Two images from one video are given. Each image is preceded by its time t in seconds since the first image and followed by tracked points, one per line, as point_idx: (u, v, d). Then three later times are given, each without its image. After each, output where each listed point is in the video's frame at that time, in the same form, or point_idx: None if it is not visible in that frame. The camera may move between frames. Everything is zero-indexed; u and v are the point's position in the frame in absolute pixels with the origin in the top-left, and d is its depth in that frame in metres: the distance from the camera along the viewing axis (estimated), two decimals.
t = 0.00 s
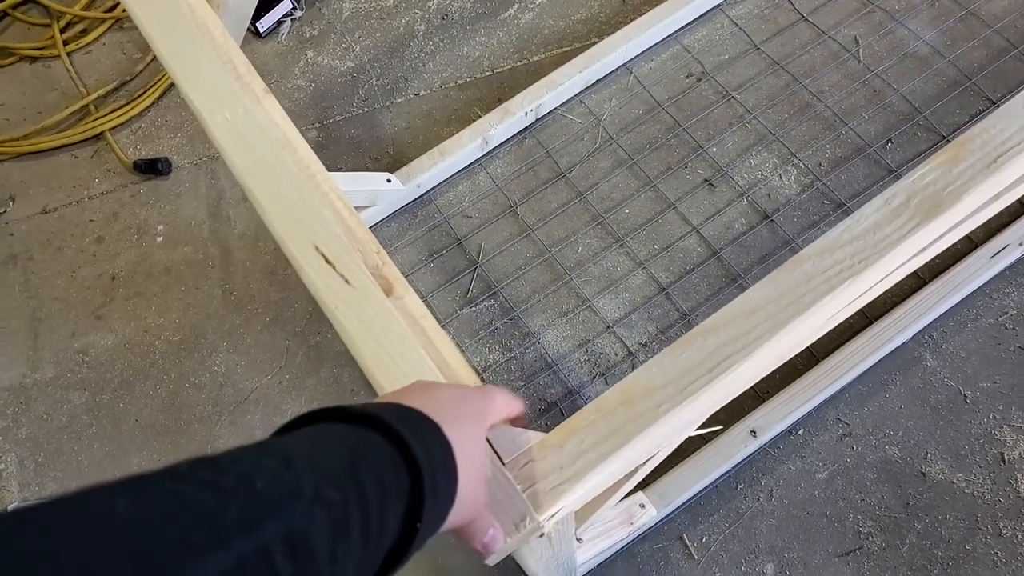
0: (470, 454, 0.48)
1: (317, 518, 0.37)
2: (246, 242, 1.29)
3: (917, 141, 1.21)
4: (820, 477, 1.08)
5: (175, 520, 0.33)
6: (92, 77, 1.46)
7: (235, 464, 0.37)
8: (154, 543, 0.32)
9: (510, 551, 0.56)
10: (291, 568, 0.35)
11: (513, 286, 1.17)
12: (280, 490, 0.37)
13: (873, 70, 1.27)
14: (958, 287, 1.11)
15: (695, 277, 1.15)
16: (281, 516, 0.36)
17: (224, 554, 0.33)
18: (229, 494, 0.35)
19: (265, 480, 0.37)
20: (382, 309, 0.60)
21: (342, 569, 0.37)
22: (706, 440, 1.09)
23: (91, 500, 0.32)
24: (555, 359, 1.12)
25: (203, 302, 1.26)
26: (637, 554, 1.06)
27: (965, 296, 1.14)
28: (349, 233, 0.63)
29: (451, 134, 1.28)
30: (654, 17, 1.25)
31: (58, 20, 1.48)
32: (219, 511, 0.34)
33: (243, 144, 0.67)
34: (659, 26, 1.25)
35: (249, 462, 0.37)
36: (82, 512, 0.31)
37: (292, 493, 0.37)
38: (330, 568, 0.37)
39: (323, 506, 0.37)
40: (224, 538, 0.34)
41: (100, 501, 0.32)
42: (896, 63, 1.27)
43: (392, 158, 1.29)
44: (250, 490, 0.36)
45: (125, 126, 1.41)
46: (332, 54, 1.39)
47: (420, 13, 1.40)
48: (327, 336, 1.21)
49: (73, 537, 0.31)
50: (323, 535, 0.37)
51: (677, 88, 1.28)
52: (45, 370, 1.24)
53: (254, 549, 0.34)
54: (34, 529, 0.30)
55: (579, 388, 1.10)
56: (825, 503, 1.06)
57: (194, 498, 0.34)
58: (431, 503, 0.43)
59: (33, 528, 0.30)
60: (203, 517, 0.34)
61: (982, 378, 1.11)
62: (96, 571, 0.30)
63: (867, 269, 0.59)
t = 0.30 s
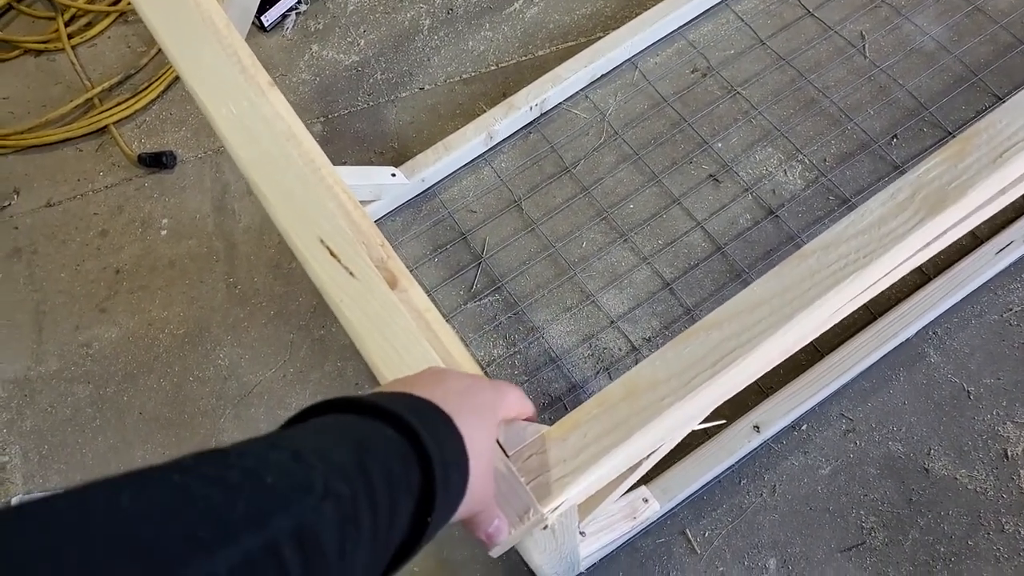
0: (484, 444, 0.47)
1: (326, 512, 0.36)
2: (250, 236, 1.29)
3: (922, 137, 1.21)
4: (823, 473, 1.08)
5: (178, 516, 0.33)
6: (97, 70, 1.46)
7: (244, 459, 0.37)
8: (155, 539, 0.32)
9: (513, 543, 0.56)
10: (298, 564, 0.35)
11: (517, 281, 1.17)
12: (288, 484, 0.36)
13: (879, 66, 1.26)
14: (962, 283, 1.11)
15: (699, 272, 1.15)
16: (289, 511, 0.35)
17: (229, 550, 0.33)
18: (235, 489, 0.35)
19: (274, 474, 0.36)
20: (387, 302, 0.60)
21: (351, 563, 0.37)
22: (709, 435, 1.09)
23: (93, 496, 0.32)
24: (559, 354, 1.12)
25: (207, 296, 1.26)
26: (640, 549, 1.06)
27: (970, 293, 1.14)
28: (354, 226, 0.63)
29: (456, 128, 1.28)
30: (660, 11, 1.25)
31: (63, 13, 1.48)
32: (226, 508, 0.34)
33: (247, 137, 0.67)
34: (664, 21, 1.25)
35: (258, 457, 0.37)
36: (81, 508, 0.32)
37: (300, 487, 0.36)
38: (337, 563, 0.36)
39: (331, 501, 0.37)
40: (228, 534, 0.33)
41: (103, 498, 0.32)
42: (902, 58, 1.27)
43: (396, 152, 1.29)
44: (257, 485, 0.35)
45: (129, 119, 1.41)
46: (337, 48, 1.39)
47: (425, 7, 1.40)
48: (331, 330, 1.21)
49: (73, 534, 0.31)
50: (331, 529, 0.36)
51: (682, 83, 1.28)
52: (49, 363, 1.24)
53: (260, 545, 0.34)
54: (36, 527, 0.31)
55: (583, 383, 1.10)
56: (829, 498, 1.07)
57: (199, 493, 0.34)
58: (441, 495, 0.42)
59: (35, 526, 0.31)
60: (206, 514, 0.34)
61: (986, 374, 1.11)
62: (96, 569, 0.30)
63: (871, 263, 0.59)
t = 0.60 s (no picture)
0: (482, 442, 0.47)
1: (324, 512, 0.36)
2: (249, 236, 1.29)
3: (918, 128, 1.21)
4: (825, 464, 1.08)
5: (177, 517, 0.32)
6: (92, 72, 1.45)
7: (241, 459, 0.36)
8: (155, 541, 0.31)
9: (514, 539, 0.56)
10: (296, 565, 0.35)
11: (516, 277, 1.17)
12: (287, 484, 0.36)
13: (874, 57, 1.27)
14: (960, 273, 1.12)
15: (698, 266, 1.15)
16: (286, 512, 0.35)
17: (228, 551, 0.32)
18: (235, 489, 0.34)
19: (271, 474, 0.36)
20: (385, 299, 0.60)
21: (349, 564, 0.37)
22: (710, 428, 1.10)
23: (91, 498, 0.31)
24: (560, 350, 1.12)
25: (206, 297, 1.26)
26: (643, 543, 1.07)
27: (967, 282, 1.14)
28: (351, 223, 0.63)
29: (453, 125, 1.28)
30: (655, 5, 1.25)
31: (57, 16, 1.48)
32: (225, 508, 0.33)
33: (244, 135, 0.67)
34: (660, 15, 1.25)
35: (256, 457, 0.36)
36: (78, 511, 0.31)
37: (298, 488, 0.36)
38: (336, 564, 0.36)
39: (330, 502, 0.36)
40: (226, 535, 0.33)
41: (100, 499, 0.31)
42: (897, 50, 1.27)
43: (394, 150, 1.29)
44: (255, 486, 0.35)
45: (125, 121, 1.40)
46: (333, 47, 1.39)
47: (420, 5, 1.40)
48: (331, 329, 1.21)
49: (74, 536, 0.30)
50: (329, 530, 0.36)
51: (679, 77, 1.28)
52: (49, 367, 1.24)
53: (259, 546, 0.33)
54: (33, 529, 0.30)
55: (584, 378, 1.11)
56: (830, 489, 1.07)
57: (199, 493, 0.33)
58: (441, 494, 0.42)
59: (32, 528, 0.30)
60: (205, 514, 0.33)
61: (985, 363, 1.11)
62: (96, 571, 0.30)
63: (869, 252, 0.59)
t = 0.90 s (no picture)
0: (483, 436, 0.47)
1: (326, 507, 0.36)
2: (249, 234, 1.29)
3: (919, 124, 1.21)
4: (825, 460, 1.08)
5: (178, 511, 0.32)
6: (91, 70, 1.45)
7: (241, 453, 0.36)
8: (155, 538, 0.31)
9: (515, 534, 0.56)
10: (298, 559, 0.35)
11: (517, 274, 1.17)
12: (288, 479, 0.35)
13: (874, 53, 1.27)
14: (960, 269, 1.12)
15: (698, 263, 1.15)
16: (286, 507, 0.34)
17: (228, 547, 0.32)
18: (235, 484, 0.34)
19: (273, 468, 0.35)
20: (387, 295, 0.60)
21: (351, 557, 0.37)
22: (710, 424, 1.10)
23: (91, 494, 0.31)
24: (560, 347, 1.12)
25: (206, 294, 1.26)
26: (643, 540, 1.07)
27: (967, 278, 1.14)
28: (352, 219, 0.63)
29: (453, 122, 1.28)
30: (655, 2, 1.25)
31: (56, 13, 1.48)
32: (226, 502, 0.33)
33: (245, 132, 0.67)
34: (660, 12, 1.25)
35: (257, 452, 0.36)
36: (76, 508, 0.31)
37: (300, 482, 0.36)
38: (337, 558, 0.36)
39: (332, 496, 0.36)
40: (227, 529, 0.33)
41: (98, 495, 0.31)
42: (897, 46, 1.27)
43: (394, 147, 1.28)
44: (255, 480, 0.35)
45: (125, 118, 1.40)
46: (332, 44, 1.39)
47: (420, 2, 1.40)
48: (332, 326, 1.21)
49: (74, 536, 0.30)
50: (332, 524, 0.36)
51: (679, 73, 1.28)
52: (49, 364, 1.24)
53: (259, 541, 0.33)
54: (32, 529, 0.29)
55: (584, 374, 1.11)
56: (831, 485, 1.07)
57: (199, 487, 0.33)
58: (442, 488, 0.42)
59: (29, 528, 0.29)
60: (205, 509, 0.33)
61: (985, 359, 1.11)
62: (95, 570, 0.30)
63: (869, 247, 0.59)
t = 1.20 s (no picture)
0: (483, 430, 0.47)
1: (325, 494, 0.36)
2: (250, 228, 1.29)
3: (922, 125, 1.20)
4: (823, 460, 1.08)
5: (178, 494, 0.33)
6: (95, 62, 1.45)
7: (242, 438, 0.36)
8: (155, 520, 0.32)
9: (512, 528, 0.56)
10: (295, 545, 0.35)
11: (517, 270, 1.17)
12: (288, 466, 0.35)
13: (878, 53, 1.26)
14: (962, 271, 1.11)
15: (698, 261, 1.15)
16: (285, 494, 0.35)
17: (226, 531, 0.33)
18: (235, 470, 0.34)
19: (272, 455, 0.36)
20: (386, 290, 0.60)
21: (348, 545, 0.37)
22: (708, 423, 1.10)
23: (94, 476, 0.32)
24: (559, 344, 1.12)
25: (207, 287, 1.26)
26: (640, 537, 1.07)
27: (969, 280, 1.14)
28: (351, 213, 0.63)
29: (454, 119, 1.28)
30: None
31: (60, 5, 1.48)
32: (224, 487, 0.34)
33: (246, 126, 0.67)
34: (663, 9, 1.25)
35: (257, 438, 0.36)
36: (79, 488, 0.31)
37: (300, 469, 0.36)
38: (335, 545, 0.36)
39: (331, 484, 0.36)
40: (226, 514, 0.33)
41: (101, 477, 0.32)
42: (902, 46, 1.26)
43: (395, 143, 1.28)
44: (255, 467, 0.35)
45: (128, 111, 1.41)
46: (335, 39, 1.39)
47: None
48: (331, 321, 1.21)
49: (78, 514, 0.30)
50: (330, 512, 0.36)
51: (681, 71, 1.28)
52: (50, 355, 1.25)
53: (258, 527, 0.34)
54: (35, 510, 0.30)
55: (583, 372, 1.10)
56: (828, 486, 1.07)
57: (199, 471, 0.34)
58: (440, 480, 0.42)
59: (34, 504, 0.30)
60: (205, 493, 0.33)
61: (985, 361, 1.11)
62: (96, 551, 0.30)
63: (868, 247, 0.59)
